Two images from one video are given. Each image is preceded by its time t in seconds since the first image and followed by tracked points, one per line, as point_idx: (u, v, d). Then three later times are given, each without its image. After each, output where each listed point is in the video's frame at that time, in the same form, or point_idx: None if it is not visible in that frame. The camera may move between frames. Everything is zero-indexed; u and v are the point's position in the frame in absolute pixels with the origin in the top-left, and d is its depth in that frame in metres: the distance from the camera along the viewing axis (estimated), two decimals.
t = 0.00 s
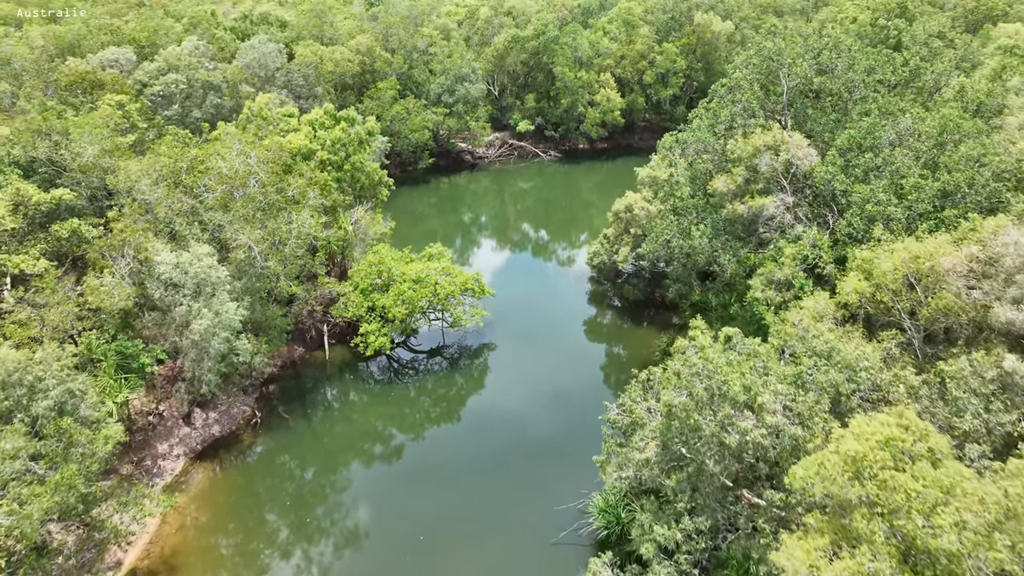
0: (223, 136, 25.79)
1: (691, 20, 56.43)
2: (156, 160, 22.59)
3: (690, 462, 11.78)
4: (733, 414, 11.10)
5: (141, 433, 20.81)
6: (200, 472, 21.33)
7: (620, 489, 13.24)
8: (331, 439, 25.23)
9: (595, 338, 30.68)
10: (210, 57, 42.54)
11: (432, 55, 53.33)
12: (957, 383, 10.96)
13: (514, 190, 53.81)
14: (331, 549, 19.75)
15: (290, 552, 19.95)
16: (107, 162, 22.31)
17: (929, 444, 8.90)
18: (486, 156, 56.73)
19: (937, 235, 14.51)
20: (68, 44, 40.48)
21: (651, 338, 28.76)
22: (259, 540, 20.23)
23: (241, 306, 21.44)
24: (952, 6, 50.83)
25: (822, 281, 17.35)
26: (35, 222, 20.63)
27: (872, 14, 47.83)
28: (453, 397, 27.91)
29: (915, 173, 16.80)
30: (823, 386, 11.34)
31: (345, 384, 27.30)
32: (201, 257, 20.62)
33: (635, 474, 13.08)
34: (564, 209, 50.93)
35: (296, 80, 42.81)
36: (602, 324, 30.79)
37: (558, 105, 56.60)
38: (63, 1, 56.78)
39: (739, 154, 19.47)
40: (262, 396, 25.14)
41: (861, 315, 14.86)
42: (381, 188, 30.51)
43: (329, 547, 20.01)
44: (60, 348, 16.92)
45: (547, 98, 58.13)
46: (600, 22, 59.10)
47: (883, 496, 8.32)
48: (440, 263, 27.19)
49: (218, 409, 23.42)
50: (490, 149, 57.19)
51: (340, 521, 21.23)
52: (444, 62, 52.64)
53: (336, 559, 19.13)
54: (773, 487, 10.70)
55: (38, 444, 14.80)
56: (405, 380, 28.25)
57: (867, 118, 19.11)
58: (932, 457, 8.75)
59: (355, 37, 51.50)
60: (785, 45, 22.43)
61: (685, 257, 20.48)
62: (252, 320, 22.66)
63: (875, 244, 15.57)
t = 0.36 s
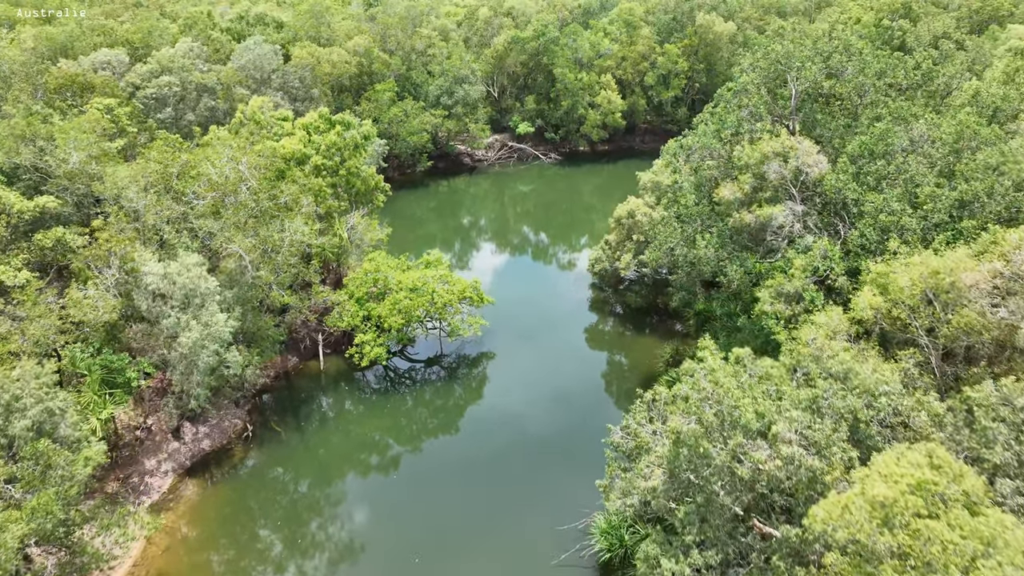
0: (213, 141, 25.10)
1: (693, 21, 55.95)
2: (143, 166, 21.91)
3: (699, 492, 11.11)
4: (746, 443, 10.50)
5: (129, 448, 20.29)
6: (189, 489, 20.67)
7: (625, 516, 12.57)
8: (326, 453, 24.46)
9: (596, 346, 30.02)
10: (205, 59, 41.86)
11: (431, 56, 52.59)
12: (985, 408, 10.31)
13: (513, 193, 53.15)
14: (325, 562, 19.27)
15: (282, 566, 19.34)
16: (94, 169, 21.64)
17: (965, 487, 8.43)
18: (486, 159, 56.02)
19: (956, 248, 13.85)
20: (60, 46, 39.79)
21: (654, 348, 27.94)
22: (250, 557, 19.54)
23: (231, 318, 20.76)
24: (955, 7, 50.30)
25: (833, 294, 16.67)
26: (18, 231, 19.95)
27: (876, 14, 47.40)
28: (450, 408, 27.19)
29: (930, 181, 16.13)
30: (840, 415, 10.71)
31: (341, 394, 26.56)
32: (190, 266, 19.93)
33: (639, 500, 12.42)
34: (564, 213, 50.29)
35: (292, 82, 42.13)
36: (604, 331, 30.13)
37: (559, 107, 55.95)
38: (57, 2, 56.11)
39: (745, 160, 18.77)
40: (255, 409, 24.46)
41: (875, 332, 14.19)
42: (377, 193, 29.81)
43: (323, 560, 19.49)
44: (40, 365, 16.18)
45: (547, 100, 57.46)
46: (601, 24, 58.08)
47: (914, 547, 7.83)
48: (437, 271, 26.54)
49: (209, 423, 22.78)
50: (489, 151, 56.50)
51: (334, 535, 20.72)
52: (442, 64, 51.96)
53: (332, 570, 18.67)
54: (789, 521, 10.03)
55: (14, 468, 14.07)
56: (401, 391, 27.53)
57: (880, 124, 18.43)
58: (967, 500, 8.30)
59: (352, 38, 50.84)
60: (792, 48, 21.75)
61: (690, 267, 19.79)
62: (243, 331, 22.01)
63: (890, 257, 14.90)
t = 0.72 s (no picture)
0: (204, 146, 24.41)
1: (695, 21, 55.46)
2: (130, 173, 21.22)
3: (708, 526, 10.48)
4: (759, 477, 9.83)
5: (114, 466, 19.61)
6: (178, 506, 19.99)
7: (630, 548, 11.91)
8: (322, 464, 23.73)
9: (597, 354, 29.30)
10: (200, 61, 41.19)
11: (430, 58, 51.89)
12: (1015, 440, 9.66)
13: (513, 196, 52.49)
14: None
15: None
16: (79, 176, 20.95)
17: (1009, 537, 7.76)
18: (485, 161, 55.31)
19: (977, 264, 13.20)
20: (52, 47, 39.10)
21: (657, 358, 27.27)
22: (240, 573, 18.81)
23: (220, 329, 20.09)
24: (959, 7, 49.76)
25: (845, 308, 16.00)
26: None
27: (880, 14, 47.08)
28: (448, 419, 26.49)
29: (947, 191, 15.46)
30: (859, 447, 10.04)
31: (336, 405, 25.86)
32: (176, 278, 19.21)
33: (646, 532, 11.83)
34: (565, 216, 49.66)
35: (288, 85, 41.43)
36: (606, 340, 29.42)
37: (559, 109, 55.29)
38: (51, 2, 55.35)
39: (752, 168, 18.09)
40: (247, 422, 23.75)
41: (891, 351, 13.47)
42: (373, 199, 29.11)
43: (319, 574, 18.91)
44: (18, 384, 15.51)
45: (547, 102, 56.83)
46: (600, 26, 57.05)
47: None
48: (435, 279, 25.86)
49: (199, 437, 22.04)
50: (488, 153, 55.80)
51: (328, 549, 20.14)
52: (441, 65, 51.29)
53: None
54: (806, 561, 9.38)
55: None
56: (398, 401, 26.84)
57: (893, 131, 17.74)
58: (1010, 554, 7.59)
59: (350, 39, 50.18)
60: (800, 51, 21.10)
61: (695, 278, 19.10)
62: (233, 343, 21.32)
63: (907, 272, 14.22)
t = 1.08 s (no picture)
0: (193, 152, 23.73)
1: (697, 23, 54.96)
2: (115, 181, 20.52)
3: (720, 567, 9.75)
4: (776, 516, 9.17)
5: (98, 484, 18.93)
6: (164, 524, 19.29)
7: None
8: (315, 477, 23.06)
9: (598, 364, 28.63)
10: (194, 62, 40.49)
11: (428, 59, 51.12)
12: None
13: (513, 199, 51.82)
14: None
15: None
16: (62, 184, 20.28)
17: None
18: (484, 164, 54.60)
19: (1001, 280, 12.50)
20: (42, 49, 38.37)
21: (661, 368, 26.55)
22: None
23: (208, 343, 19.39)
24: (965, 7, 49.07)
25: (857, 324, 15.31)
26: None
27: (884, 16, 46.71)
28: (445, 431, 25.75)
29: (965, 201, 14.76)
30: (882, 485, 9.36)
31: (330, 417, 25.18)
32: (161, 289, 18.50)
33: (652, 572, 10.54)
34: (565, 219, 48.98)
35: (283, 86, 40.67)
36: (606, 349, 28.76)
37: (559, 111, 54.62)
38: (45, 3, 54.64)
39: (760, 177, 17.40)
40: (238, 436, 23.04)
41: (910, 372, 12.75)
42: (369, 205, 28.42)
43: None
44: None
45: (547, 103, 56.15)
46: (601, 25, 56.73)
47: None
48: (431, 288, 25.17)
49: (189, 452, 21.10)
50: (488, 156, 55.10)
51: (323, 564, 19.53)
52: (439, 67, 50.61)
53: None
54: None
55: None
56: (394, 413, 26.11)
57: (908, 138, 17.03)
58: None
59: (347, 40, 49.52)
60: (808, 54, 20.43)
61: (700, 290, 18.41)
62: (221, 356, 20.61)
63: (926, 288, 13.48)
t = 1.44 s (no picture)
0: (181, 157, 23.01)
1: (699, 23, 54.30)
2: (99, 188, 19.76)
3: None
4: (796, 563, 8.47)
5: (80, 504, 17.93)
6: (150, 545, 18.59)
7: None
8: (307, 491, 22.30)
9: (598, 374, 27.94)
10: (187, 64, 39.73)
11: (426, 60, 50.37)
12: None
13: (512, 202, 51.11)
14: None
15: None
16: (44, 192, 19.53)
17: None
18: (483, 167, 53.89)
19: None
20: (31, 50, 37.59)
21: (664, 379, 25.82)
22: None
23: (194, 357, 18.74)
24: (969, 7, 48.39)
25: (872, 340, 14.60)
26: None
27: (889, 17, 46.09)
28: (441, 443, 25.01)
29: (985, 213, 14.05)
30: (909, 529, 8.70)
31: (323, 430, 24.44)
32: (146, 302, 17.79)
33: None
34: (565, 223, 48.28)
35: (278, 89, 39.83)
36: (607, 358, 28.07)
37: (559, 112, 53.90)
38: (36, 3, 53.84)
39: (768, 186, 16.71)
40: (227, 451, 22.28)
41: (931, 397, 12.01)
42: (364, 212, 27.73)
43: None
44: None
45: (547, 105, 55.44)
46: (602, 26, 56.06)
47: None
48: (428, 297, 24.49)
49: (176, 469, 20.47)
50: (487, 158, 54.38)
51: None
52: (438, 68, 49.90)
53: None
54: None
55: None
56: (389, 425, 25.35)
57: (924, 146, 16.33)
58: None
59: (344, 41, 48.79)
60: (818, 57, 19.72)
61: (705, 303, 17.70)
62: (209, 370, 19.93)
63: (946, 307, 12.79)
